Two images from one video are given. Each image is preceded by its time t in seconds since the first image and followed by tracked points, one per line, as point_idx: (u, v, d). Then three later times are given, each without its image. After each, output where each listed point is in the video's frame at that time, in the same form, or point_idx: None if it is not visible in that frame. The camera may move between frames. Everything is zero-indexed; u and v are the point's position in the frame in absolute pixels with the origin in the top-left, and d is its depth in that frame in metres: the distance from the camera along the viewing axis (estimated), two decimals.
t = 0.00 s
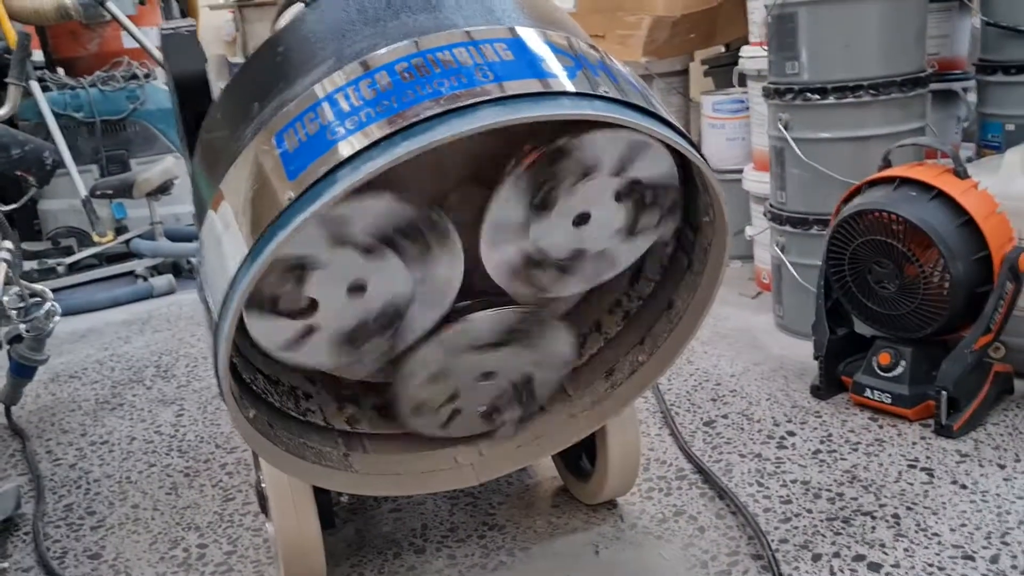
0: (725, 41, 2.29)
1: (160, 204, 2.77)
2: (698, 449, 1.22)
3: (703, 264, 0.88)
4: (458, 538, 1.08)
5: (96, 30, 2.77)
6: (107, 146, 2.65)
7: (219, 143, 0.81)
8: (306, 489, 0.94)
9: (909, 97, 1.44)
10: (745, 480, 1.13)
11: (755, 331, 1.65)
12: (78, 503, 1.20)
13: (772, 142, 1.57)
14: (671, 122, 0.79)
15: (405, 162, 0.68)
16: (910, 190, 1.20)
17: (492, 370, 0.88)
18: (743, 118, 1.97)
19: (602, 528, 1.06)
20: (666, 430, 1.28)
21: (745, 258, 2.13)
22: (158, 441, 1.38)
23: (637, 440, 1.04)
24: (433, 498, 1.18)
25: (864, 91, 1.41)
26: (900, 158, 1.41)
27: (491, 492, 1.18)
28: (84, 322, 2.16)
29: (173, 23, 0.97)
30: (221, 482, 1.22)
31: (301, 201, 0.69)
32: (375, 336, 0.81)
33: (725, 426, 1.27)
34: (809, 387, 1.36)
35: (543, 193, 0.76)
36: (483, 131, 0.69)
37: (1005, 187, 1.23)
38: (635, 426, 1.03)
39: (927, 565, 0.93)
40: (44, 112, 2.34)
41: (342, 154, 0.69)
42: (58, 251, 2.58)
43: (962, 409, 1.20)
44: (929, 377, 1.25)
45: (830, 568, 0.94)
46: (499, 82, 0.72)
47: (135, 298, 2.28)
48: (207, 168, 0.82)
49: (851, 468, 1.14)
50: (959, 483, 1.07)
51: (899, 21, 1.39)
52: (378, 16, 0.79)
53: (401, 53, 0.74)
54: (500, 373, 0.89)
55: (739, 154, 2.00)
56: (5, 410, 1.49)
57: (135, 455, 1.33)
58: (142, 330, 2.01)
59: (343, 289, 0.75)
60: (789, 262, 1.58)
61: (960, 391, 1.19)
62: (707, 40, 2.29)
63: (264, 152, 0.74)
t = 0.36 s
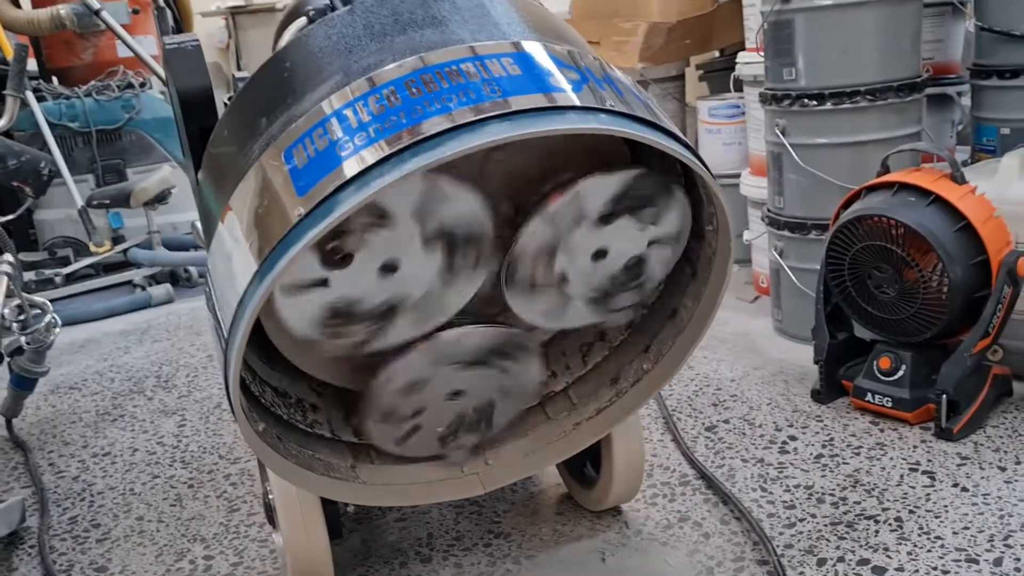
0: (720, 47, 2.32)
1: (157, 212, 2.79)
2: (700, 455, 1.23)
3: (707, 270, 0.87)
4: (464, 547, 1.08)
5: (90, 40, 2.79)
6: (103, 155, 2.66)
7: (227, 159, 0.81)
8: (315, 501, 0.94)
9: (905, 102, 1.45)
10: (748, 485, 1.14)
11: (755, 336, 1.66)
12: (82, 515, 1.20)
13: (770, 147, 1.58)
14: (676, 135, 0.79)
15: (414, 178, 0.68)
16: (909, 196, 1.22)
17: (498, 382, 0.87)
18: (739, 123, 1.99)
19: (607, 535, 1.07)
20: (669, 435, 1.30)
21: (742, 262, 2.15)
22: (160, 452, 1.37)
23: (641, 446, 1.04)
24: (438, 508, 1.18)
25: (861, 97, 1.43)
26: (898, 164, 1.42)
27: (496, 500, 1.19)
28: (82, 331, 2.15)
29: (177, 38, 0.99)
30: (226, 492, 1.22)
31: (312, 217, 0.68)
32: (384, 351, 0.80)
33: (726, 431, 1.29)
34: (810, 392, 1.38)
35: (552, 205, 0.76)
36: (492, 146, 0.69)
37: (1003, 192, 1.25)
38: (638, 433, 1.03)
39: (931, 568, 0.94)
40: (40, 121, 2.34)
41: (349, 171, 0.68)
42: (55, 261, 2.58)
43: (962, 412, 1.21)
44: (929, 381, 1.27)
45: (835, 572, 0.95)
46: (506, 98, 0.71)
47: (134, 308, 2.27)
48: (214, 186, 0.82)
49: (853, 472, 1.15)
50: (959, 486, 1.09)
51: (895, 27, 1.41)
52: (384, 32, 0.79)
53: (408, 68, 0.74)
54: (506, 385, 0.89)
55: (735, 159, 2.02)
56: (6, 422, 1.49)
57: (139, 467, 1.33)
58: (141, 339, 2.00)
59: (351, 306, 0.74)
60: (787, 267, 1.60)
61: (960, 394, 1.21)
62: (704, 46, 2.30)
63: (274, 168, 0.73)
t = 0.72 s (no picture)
0: (723, 59, 2.32)
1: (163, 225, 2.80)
2: (708, 466, 1.23)
3: (716, 285, 0.85)
4: (474, 558, 1.08)
5: (96, 53, 2.80)
6: (108, 168, 2.68)
7: (244, 177, 0.80)
8: (328, 514, 0.95)
9: (909, 116, 1.47)
10: (756, 496, 1.15)
11: (760, 347, 1.68)
12: (92, 528, 1.20)
13: (775, 160, 1.60)
14: (690, 153, 0.76)
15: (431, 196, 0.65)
16: (913, 209, 1.23)
17: (510, 397, 0.87)
18: (743, 135, 2.01)
19: (617, 546, 1.07)
20: (676, 446, 1.30)
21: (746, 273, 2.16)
22: (169, 464, 1.38)
23: (649, 459, 1.04)
24: (447, 519, 1.18)
25: (865, 110, 1.44)
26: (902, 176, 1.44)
27: (504, 511, 1.19)
28: (87, 343, 2.16)
29: (192, 54, 1.06)
30: (235, 504, 1.22)
31: (329, 233, 0.65)
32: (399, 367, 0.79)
33: (733, 442, 1.30)
34: (817, 403, 1.39)
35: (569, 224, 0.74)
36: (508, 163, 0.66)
37: (1006, 205, 1.26)
38: (647, 445, 1.03)
39: None
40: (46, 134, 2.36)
41: (363, 190, 0.65)
42: (60, 273, 2.59)
43: (968, 423, 1.22)
44: (934, 392, 1.28)
45: None
46: (523, 114, 0.69)
47: (140, 319, 2.28)
48: (231, 201, 0.82)
49: (861, 483, 1.16)
50: (967, 497, 1.10)
51: (898, 41, 1.42)
52: (399, 49, 0.77)
53: (422, 86, 0.71)
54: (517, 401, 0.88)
55: (738, 171, 2.04)
56: (14, 434, 1.49)
57: (147, 479, 1.33)
58: (147, 351, 2.01)
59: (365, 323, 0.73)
60: (792, 278, 1.61)
61: (966, 406, 1.22)
62: (707, 60, 2.29)
63: (290, 184, 0.71)
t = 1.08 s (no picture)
0: (726, 66, 2.32)
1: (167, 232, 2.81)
2: (710, 474, 1.23)
3: (717, 291, 0.85)
4: (475, 566, 1.08)
5: (99, 61, 2.81)
6: (112, 175, 2.69)
7: (245, 184, 0.80)
8: (328, 521, 0.94)
9: (911, 122, 1.47)
10: (759, 504, 1.14)
11: (762, 354, 1.68)
12: (94, 535, 1.20)
13: (776, 167, 1.60)
14: (691, 161, 0.76)
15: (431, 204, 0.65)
16: (916, 215, 1.23)
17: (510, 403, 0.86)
18: (745, 142, 2.01)
19: (618, 554, 1.07)
20: (678, 453, 1.30)
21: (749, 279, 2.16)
22: (171, 472, 1.38)
23: (651, 467, 1.04)
24: (449, 527, 1.18)
25: (868, 117, 1.44)
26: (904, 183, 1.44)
27: (506, 518, 1.19)
28: (90, 350, 2.16)
29: (195, 63, 1.06)
30: (237, 512, 1.22)
31: (329, 241, 0.65)
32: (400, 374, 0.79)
33: (736, 450, 1.29)
34: (820, 410, 1.39)
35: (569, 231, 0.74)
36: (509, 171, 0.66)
37: (1009, 211, 1.26)
38: (649, 453, 1.03)
39: None
40: (50, 141, 2.37)
41: (363, 198, 0.65)
42: (63, 280, 2.59)
43: (971, 430, 1.22)
44: (937, 399, 1.28)
45: None
46: (523, 122, 0.69)
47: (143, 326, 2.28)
48: (232, 209, 0.82)
49: (864, 491, 1.15)
50: (970, 505, 1.09)
51: (900, 47, 1.42)
52: (400, 57, 0.77)
53: (424, 94, 0.71)
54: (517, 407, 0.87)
55: (740, 177, 2.04)
56: (16, 442, 1.50)
57: (149, 487, 1.33)
58: (150, 358, 2.01)
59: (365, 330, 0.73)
60: (794, 285, 1.61)
61: (969, 413, 1.21)
62: (710, 66, 2.31)
63: (291, 193, 0.71)
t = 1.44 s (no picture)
0: (730, 77, 2.36)
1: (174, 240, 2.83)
2: (716, 483, 1.23)
3: (723, 302, 0.85)
4: None
5: (108, 71, 2.84)
6: (120, 184, 2.71)
7: (255, 196, 0.81)
8: (335, 530, 0.95)
9: (916, 132, 1.47)
10: (765, 514, 1.14)
11: (768, 364, 1.68)
12: (101, 544, 1.20)
13: (782, 177, 1.60)
14: (697, 173, 0.76)
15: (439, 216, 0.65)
16: (921, 225, 1.24)
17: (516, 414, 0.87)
18: (750, 152, 2.01)
19: (624, 564, 1.06)
20: (684, 463, 1.30)
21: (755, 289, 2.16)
22: (178, 480, 1.38)
23: (657, 477, 1.04)
24: (455, 536, 1.18)
25: (873, 127, 1.45)
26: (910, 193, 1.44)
27: (512, 528, 1.19)
28: (98, 358, 2.18)
29: (204, 75, 1.07)
30: (244, 521, 1.22)
31: (338, 253, 0.66)
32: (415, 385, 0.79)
33: (742, 459, 1.30)
34: (826, 420, 1.39)
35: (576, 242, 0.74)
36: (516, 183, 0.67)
37: (1014, 222, 1.26)
38: (654, 463, 1.03)
39: None
40: (58, 150, 2.38)
41: (372, 210, 0.66)
42: (71, 289, 2.61)
43: (978, 440, 1.22)
44: (944, 409, 1.27)
45: None
46: (531, 135, 0.69)
47: (151, 334, 2.30)
48: (241, 220, 0.83)
49: (870, 501, 1.15)
50: (977, 515, 1.09)
51: (904, 58, 1.43)
52: (408, 70, 0.78)
53: (431, 107, 0.72)
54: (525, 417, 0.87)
55: (745, 187, 2.05)
56: (24, 450, 1.50)
57: (156, 496, 1.34)
58: (158, 367, 2.02)
59: (372, 344, 0.73)
60: (800, 295, 1.61)
61: (976, 423, 1.21)
62: (715, 76, 2.33)
63: (300, 205, 0.71)
